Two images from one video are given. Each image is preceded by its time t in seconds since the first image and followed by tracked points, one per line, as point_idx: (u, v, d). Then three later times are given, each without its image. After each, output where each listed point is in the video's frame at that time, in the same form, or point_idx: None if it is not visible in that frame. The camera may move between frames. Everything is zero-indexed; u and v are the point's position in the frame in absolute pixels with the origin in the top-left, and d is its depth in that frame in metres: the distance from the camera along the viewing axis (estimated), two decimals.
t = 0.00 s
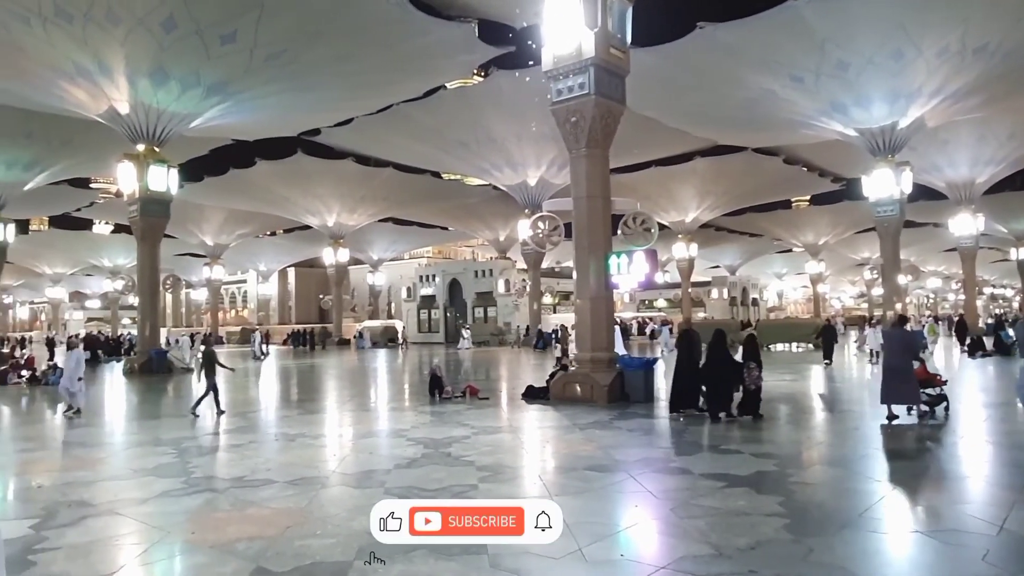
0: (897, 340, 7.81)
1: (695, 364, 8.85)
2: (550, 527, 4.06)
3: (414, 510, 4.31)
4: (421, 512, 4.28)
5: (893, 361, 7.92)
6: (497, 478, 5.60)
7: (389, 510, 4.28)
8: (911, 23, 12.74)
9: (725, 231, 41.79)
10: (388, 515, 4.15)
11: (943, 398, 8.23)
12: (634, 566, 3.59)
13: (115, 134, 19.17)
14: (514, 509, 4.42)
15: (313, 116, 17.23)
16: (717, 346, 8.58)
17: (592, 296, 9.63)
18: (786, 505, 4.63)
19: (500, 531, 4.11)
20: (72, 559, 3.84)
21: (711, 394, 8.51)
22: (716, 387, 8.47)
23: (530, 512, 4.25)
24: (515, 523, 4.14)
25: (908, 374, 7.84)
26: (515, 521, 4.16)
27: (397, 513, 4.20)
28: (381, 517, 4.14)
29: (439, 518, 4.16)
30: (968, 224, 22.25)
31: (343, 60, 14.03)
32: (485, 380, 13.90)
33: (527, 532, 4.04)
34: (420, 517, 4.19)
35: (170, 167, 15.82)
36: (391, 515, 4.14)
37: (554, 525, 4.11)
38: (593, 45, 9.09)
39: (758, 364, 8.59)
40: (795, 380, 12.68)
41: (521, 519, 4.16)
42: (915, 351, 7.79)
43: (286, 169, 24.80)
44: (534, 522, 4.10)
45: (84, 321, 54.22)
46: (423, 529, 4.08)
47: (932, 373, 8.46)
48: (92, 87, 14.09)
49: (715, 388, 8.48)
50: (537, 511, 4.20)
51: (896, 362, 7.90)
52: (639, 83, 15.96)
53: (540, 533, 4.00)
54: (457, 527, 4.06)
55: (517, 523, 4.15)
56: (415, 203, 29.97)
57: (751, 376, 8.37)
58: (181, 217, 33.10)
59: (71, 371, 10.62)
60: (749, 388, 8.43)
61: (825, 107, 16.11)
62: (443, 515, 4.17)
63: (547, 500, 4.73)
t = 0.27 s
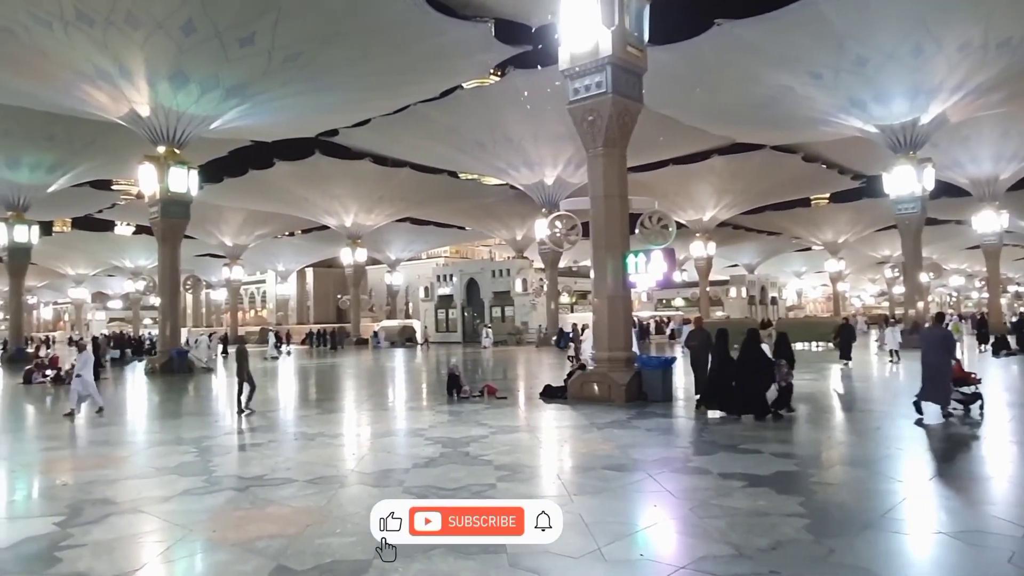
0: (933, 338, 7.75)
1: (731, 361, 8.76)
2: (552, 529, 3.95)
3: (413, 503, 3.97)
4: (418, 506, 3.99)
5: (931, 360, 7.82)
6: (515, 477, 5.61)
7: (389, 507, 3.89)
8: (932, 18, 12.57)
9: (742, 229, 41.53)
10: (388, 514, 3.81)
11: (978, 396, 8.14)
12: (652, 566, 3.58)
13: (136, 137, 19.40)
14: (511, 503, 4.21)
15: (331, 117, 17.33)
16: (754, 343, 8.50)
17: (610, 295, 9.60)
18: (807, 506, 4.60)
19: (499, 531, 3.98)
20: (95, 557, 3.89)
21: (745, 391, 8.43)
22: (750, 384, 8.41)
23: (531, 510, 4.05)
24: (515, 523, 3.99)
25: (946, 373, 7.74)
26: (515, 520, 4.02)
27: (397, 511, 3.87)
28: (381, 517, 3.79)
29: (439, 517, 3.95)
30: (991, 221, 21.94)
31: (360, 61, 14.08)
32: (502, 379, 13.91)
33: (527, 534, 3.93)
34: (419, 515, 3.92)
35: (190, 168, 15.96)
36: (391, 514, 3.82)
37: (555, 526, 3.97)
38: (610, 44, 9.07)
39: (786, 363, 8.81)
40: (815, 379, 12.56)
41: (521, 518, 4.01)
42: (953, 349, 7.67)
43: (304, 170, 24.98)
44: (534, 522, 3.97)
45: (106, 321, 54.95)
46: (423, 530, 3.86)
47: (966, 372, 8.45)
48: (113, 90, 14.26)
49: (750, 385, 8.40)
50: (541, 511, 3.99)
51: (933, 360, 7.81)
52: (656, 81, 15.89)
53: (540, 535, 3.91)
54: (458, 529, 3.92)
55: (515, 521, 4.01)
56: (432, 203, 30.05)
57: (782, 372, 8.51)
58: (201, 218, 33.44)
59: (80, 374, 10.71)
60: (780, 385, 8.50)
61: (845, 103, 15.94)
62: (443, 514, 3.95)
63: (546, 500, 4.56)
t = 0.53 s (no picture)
0: (966, 337, 7.77)
1: (766, 358, 8.68)
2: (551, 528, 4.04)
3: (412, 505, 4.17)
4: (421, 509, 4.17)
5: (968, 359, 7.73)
6: (533, 476, 5.61)
7: (389, 509, 4.13)
8: (955, 13, 12.40)
9: (761, 228, 41.20)
10: (389, 515, 4.05)
11: (1012, 395, 8.00)
12: (671, 567, 3.56)
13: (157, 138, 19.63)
14: (511, 505, 4.35)
15: (348, 118, 17.42)
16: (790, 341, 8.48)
17: (628, 294, 9.57)
18: (828, 506, 4.55)
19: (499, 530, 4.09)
20: (119, 553, 3.94)
21: (779, 392, 8.37)
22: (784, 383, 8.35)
23: (530, 510, 4.20)
24: (515, 523, 4.11)
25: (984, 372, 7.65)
26: (515, 520, 4.13)
27: (397, 513, 4.08)
28: (381, 518, 4.03)
29: (439, 518, 4.10)
30: (1016, 218, 21.61)
31: (378, 61, 14.13)
32: (519, 378, 13.90)
33: (526, 532, 4.04)
34: (419, 516, 4.09)
35: (210, 170, 16.08)
36: (392, 514, 4.03)
37: (555, 525, 4.09)
38: (627, 42, 9.03)
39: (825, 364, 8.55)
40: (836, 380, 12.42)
41: (521, 518, 4.14)
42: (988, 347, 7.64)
43: (322, 170, 25.14)
44: (534, 522, 4.09)
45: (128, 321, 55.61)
46: (425, 529, 4.02)
47: (1000, 372, 8.31)
48: (134, 93, 14.44)
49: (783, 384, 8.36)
50: (539, 511, 4.14)
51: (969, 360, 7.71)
52: (674, 80, 15.82)
53: (540, 533, 4.00)
54: (457, 527, 4.04)
55: (515, 521, 4.12)
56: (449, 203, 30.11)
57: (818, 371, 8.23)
58: (220, 218, 33.75)
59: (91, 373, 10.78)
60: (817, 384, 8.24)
61: (866, 100, 15.76)
62: (443, 515, 4.11)
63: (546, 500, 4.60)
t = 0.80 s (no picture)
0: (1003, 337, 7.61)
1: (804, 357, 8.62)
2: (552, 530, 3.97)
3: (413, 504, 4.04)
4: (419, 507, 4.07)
5: (1003, 358, 7.59)
6: (554, 475, 5.61)
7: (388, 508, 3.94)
8: (982, 6, 12.20)
9: (783, 226, 40.84)
10: (388, 514, 3.89)
11: None
12: (693, 567, 3.54)
13: (180, 140, 19.88)
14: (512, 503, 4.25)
15: (368, 118, 17.51)
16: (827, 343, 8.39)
17: (648, 293, 9.53)
18: (853, 508, 4.50)
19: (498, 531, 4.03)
20: (145, 549, 3.99)
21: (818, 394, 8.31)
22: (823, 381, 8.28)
23: (531, 509, 4.09)
24: (515, 523, 4.04)
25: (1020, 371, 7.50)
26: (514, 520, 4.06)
27: (397, 513, 3.91)
28: (381, 518, 3.87)
29: (439, 517, 4.02)
30: None
31: (398, 61, 14.17)
32: (539, 378, 13.89)
33: (527, 533, 3.97)
34: (419, 516, 4.01)
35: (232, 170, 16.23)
36: (391, 515, 3.87)
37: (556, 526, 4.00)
38: (648, 39, 8.99)
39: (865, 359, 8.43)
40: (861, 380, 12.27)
41: (521, 518, 4.05)
42: None
43: (342, 171, 25.32)
44: (534, 522, 4.01)
45: (152, 320, 56.46)
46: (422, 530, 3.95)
47: None
48: (159, 95, 14.63)
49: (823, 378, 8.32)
50: (541, 511, 4.03)
51: (1006, 358, 7.56)
52: (694, 77, 15.73)
53: (540, 534, 3.93)
54: (458, 529, 3.97)
55: (515, 521, 4.06)
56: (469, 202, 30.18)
57: (860, 372, 8.19)
58: (242, 218, 34.12)
59: (104, 379, 10.74)
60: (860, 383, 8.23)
61: (889, 96, 15.55)
62: (443, 515, 4.02)
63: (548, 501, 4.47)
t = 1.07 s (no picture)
0: None
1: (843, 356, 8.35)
2: (551, 529, 4.00)
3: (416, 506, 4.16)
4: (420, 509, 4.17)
5: None
6: (577, 475, 5.60)
7: (388, 510, 4.08)
8: None
9: (808, 225, 40.36)
10: (388, 515, 4.00)
11: None
12: (717, 567, 3.52)
13: (205, 141, 20.15)
14: (511, 506, 4.35)
15: (390, 119, 17.60)
16: (875, 353, 8.04)
17: (670, 293, 9.49)
18: (880, 509, 4.44)
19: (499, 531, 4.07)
20: (173, 545, 4.05)
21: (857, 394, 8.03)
22: (870, 395, 7.91)
23: (530, 510, 4.18)
24: (515, 524, 4.11)
25: None
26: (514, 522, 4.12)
27: (397, 514, 4.03)
28: (382, 519, 3.98)
29: (439, 518, 4.11)
30: None
31: (419, 62, 14.23)
32: (561, 377, 13.86)
33: (526, 533, 4.02)
34: (419, 516, 4.10)
35: (257, 172, 16.43)
36: (391, 515, 3.98)
37: (555, 525, 4.05)
38: (670, 37, 8.93)
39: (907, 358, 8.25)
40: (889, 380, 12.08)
41: (521, 519, 4.12)
42: None
43: (364, 171, 25.46)
44: (533, 522, 4.05)
45: (178, 319, 57.28)
46: (424, 529, 4.02)
47: None
48: (185, 97, 14.84)
49: (868, 388, 7.98)
50: (539, 511, 4.11)
51: None
52: (717, 75, 15.62)
53: (540, 533, 3.96)
54: (457, 528, 4.03)
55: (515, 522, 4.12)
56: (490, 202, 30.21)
57: (905, 370, 8.10)
58: (266, 219, 34.47)
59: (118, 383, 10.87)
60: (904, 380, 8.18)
61: (917, 92, 15.30)
62: (443, 515, 4.11)
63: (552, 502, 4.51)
